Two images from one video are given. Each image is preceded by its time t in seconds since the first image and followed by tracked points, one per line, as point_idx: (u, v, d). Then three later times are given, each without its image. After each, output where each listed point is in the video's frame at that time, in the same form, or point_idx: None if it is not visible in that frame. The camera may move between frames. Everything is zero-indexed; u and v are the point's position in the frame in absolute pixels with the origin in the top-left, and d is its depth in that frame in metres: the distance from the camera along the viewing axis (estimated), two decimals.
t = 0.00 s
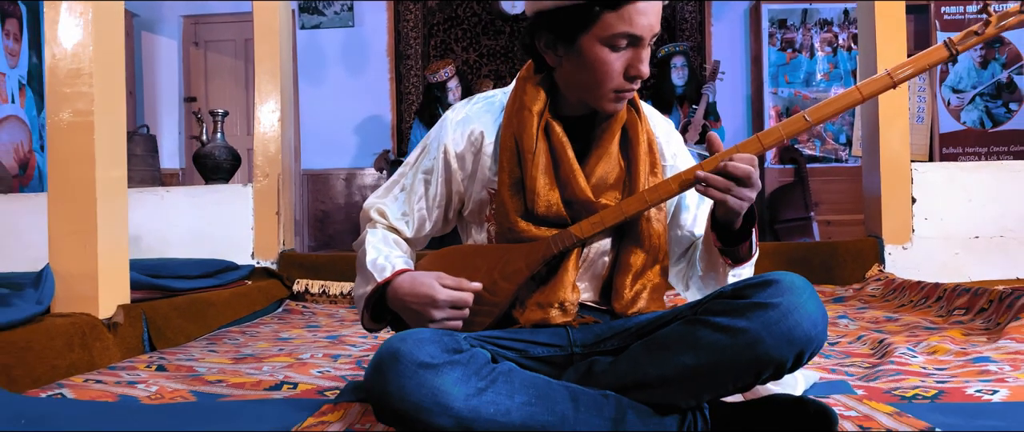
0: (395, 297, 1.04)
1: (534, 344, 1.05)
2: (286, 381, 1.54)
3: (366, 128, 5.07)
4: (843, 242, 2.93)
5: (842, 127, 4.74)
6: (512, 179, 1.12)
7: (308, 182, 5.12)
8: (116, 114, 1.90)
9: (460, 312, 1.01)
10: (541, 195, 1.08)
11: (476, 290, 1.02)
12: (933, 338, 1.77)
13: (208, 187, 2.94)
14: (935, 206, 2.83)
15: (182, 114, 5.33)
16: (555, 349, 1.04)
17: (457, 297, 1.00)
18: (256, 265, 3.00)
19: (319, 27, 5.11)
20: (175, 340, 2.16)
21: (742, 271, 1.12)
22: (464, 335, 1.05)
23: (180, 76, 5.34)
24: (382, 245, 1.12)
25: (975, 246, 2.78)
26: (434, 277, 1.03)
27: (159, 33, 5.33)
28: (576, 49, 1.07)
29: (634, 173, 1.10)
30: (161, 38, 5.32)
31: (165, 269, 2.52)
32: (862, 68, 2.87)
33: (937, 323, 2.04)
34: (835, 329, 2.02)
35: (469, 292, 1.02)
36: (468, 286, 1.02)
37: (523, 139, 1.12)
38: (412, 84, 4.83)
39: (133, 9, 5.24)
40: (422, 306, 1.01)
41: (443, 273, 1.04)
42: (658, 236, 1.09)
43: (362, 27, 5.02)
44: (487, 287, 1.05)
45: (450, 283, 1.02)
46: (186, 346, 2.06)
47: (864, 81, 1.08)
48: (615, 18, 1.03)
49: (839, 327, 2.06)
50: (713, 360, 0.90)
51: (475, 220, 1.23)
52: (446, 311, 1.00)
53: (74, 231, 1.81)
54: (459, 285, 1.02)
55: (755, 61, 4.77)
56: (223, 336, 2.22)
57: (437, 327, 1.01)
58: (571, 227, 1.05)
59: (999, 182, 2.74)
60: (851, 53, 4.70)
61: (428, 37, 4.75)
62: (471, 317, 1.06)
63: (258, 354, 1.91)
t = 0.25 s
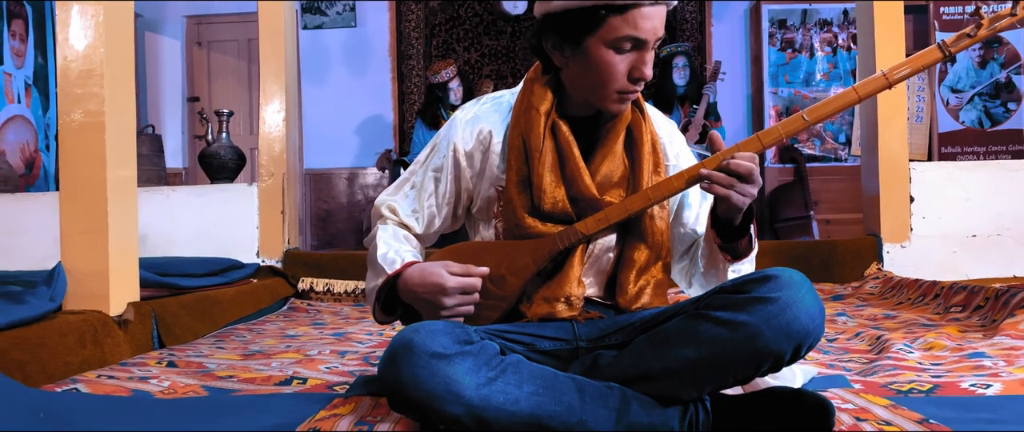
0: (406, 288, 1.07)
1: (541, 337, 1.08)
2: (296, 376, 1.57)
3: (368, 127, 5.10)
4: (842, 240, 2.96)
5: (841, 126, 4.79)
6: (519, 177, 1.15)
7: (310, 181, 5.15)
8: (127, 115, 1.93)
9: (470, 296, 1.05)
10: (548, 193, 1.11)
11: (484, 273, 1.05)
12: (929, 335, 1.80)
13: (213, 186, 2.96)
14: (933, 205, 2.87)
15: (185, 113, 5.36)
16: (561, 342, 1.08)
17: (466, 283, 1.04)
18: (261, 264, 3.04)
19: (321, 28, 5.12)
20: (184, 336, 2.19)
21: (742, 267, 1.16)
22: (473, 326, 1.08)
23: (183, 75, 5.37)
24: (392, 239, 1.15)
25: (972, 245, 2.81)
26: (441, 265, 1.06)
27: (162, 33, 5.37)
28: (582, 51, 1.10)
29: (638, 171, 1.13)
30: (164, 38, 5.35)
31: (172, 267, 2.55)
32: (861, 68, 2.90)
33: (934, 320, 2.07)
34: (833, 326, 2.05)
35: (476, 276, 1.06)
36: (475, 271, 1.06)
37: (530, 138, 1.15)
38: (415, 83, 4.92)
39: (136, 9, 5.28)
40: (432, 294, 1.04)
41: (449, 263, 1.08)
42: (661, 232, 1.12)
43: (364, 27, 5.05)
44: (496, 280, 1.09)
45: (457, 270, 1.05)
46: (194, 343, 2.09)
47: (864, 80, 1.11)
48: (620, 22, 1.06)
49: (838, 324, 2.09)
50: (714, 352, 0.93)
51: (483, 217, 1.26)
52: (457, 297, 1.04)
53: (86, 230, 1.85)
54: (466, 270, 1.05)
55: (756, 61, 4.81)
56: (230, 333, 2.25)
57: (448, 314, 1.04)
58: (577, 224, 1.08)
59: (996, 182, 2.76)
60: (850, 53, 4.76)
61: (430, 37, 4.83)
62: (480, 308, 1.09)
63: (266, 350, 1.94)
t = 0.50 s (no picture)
0: (417, 289, 1.10)
1: (545, 331, 1.11)
2: (304, 371, 1.60)
3: (370, 127, 5.14)
4: (840, 238, 2.99)
5: (840, 126, 4.83)
6: (523, 178, 1.19)
7: (312, 181, 5.18)
8: (136, 115, 1.96)
9: (477, 306, 1.08)
10: (551, 193, 1.15)
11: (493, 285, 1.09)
12: (925, 331, 1.84)
13: (217, 187, 2.97)
14: (930, 204, 2.90)
15: (188, 113, 5.39)
16: (565, 336, 1.11)
17: (477, 293, 1.07)
18: (265, 262, 3.07)
19: (323, 28, 5.15)
20: (191, 334, 2.22)
21: (742, 264, 1.19)
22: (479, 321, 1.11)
23: (185, 75, 5.40)
24: (402, 239, 1.18)
25: (969, 243, 2.85)
26: (453, 272, 1.09)
27: (164, 34, 5.40)
28: (585, 57, 1.13)
29: (638, 172, 1.17)
30: (167, 39, 5.37)
31: (179, 266, 2.58)
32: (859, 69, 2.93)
33: (931, 316, 2.10)
34: (831, 322, 2.09)
35: (485, 287, 1.09)
36: (485, 282, 1.09)
37: (534, 140, 1.18)
38: (416, 84, 4.96)
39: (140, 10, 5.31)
40: (443, 298, 1.07)
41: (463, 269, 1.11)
42: (662, 231, 1.15)
43: (366, 28, 5.08)
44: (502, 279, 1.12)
45: (469, 279, 1.08)
46: (202, 340, 2.13)
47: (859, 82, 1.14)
48: (622, 30, 1.09)
49: (835, 321, 2.13)
50: (713, 344, 0.97)
51: (487, 215, 1.29)
52: (464, 305, 1.07)
53: (97, 228, 1.88)
54: (477, 281, 1.08)
55: (755, 61, 4.85)
56: (237, 330, 2.28)
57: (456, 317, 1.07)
58: (580, 224, 1.12)
59: (993, 181, 2.82)
60: (848, 53, 4.79)
61: (431, 37, 4.87)
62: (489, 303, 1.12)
63: (273, 346, 1.98)
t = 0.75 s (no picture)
0: (417, 284, 1.13)
1: (545, 327, 1.14)
2: (309, 366, 1.64)
3: (371, 127, 5.17)
4: (837, 237, 3.03)
5: (838, 126, 4.88)
6: (523, 178, 1.22)
7: (314, 181, 5.21)
8: (143, 116, 2.00)
9: (477, 296, 1.11)
10: (550, 192, 1.18)
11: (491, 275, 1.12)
12: (918, 327, 1.87)
13: (222, 186, 3.01)
14: (926, 203, 2.93)
15: (190, 114, 5.42)
16: (563, 331, 1.14)
17: (476, 283, 1.10)
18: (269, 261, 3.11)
19: (325, 29, 5.20)
20: (196, 331, 2.26)
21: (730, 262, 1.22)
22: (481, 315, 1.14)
23: (188, 76, 5.44)
24: (403, 237, 1.21)
25: (965, 242, 2.88)
26: (452, 265, 1.12)
27: (167, 35, 5.44)
28: (582, 57, 1.16)
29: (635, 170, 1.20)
30: (170, 40, 5.41)
31: (183, 264, 2.62)
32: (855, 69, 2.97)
33: (925, 313, 2.14)
34: (826, 319, 2.12)
35: (484, 277, 1.13)
36: (483, 272, 1.13)
37: (533, 140, 1.21)
38: (417, 84, 4.98)
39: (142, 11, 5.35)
40: (443, 291, 1.10)
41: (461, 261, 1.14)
42: (659, 229, 1.18)
43: (367, 29, 5.11)
44: (501, 274, 1.15)
45: (467, 270, 1.12)
46: (207, 337, 2.16)
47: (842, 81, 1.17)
48: (617, 31, 1.13)
49: (831, 318, 2.16)
50: (707, 338, 1.00)
51: (488, 214, 1.32)
52: (464, 296, 1.10)
53: (105, 227, 1.91)
54: (475, 271, 1.12)
55: (754, 62, 4.89)
56: (242, 328, 2.32)
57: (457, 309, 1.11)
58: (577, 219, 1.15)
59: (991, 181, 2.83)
60: (846, 53, 4.83)
61: (431, 38, 4.91)
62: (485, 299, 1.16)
63: (277, 343, 2.01)
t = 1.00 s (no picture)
0: (419, 283, 1.17)
1: (542, 320, 1.17)
2: (312, 361, 1.67)
3: (371, 127, 5.21)
4: (833, 236, 3.07)
5: (836, 126, 4.92)
6: (522, 177, 1.25)
7: (315, 181, 5.25)
8: (148, 116, 2.03)
9: (475, 301, 1.14)
10: (549, 191, 1.22)
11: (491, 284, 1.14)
12: (909, 323, 1.90)
13: (225, 186, 3.05)
14: (920, 203, 2.97)
15: (191, 115, 5.46)
16: (559, 325, 1.16)
17: (476, 288, 1.13)
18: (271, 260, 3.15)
19: (325, 30, 5.22)
20: (201, 328, 2.29)
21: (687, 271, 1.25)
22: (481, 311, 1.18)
23: (189, 77, 5.48)
24: (407, 236, 1.25)
25: (958, 241, 2.94)
26: (454, 268, 1.16)
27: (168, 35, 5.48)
28: (581, 64, 1.18)
29: (632, 169, 1.23)
30: (171, 41, 5.44)
31: (187, 263, 2.65)
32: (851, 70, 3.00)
33: (917, 310, 2.17)
34: (820, 316, 2.15)
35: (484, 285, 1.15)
36: (485, 280, 1.15)
37: (533, 140, 1.25)
38: (418, 85, 5.03)
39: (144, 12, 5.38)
40: (443, 292, 1.14)
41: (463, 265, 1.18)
42: (652, 225, 1.22)
43: (368, 30, 5.14)
44: (500, 271, 1.19)
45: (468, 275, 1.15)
46: (211, 334, 2.19)
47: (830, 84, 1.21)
48: (617, 41, 1.15)
49: (824, 314, 2.19)
50: (698, 331, 1.03)
51: (488, 211, 1.36)
52: (463, 298, 1.13)
53: (111, 226, 1.95)
54: (476, 277, 1.15)
55: (752, 62, 4.93)
56: (244, 325, 2.35)
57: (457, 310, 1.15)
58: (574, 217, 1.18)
59: (982, 180, 2.91)
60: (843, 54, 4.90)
61: (432, 39, 4.95)
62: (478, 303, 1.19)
63: (280, 340, 2.04)
